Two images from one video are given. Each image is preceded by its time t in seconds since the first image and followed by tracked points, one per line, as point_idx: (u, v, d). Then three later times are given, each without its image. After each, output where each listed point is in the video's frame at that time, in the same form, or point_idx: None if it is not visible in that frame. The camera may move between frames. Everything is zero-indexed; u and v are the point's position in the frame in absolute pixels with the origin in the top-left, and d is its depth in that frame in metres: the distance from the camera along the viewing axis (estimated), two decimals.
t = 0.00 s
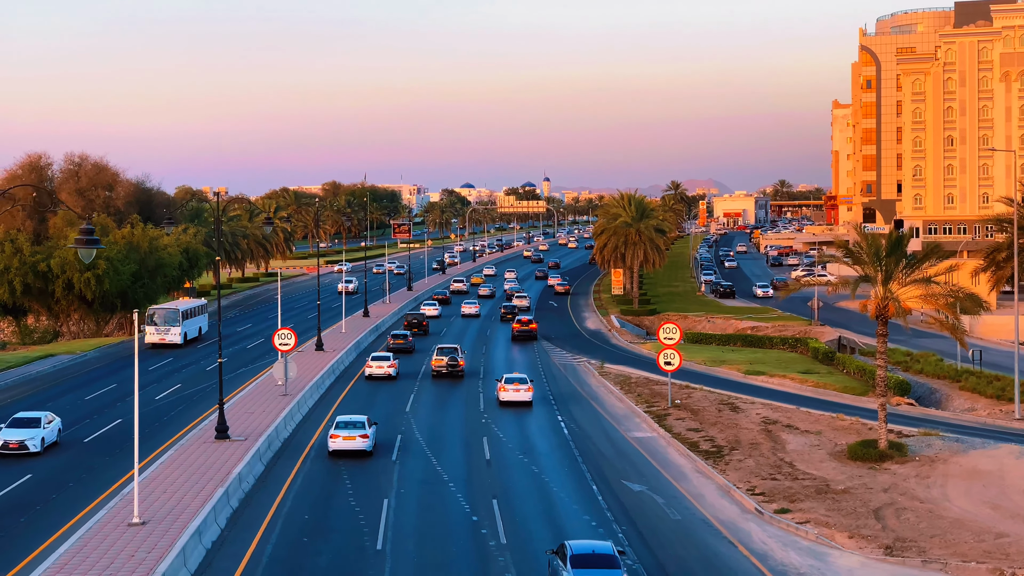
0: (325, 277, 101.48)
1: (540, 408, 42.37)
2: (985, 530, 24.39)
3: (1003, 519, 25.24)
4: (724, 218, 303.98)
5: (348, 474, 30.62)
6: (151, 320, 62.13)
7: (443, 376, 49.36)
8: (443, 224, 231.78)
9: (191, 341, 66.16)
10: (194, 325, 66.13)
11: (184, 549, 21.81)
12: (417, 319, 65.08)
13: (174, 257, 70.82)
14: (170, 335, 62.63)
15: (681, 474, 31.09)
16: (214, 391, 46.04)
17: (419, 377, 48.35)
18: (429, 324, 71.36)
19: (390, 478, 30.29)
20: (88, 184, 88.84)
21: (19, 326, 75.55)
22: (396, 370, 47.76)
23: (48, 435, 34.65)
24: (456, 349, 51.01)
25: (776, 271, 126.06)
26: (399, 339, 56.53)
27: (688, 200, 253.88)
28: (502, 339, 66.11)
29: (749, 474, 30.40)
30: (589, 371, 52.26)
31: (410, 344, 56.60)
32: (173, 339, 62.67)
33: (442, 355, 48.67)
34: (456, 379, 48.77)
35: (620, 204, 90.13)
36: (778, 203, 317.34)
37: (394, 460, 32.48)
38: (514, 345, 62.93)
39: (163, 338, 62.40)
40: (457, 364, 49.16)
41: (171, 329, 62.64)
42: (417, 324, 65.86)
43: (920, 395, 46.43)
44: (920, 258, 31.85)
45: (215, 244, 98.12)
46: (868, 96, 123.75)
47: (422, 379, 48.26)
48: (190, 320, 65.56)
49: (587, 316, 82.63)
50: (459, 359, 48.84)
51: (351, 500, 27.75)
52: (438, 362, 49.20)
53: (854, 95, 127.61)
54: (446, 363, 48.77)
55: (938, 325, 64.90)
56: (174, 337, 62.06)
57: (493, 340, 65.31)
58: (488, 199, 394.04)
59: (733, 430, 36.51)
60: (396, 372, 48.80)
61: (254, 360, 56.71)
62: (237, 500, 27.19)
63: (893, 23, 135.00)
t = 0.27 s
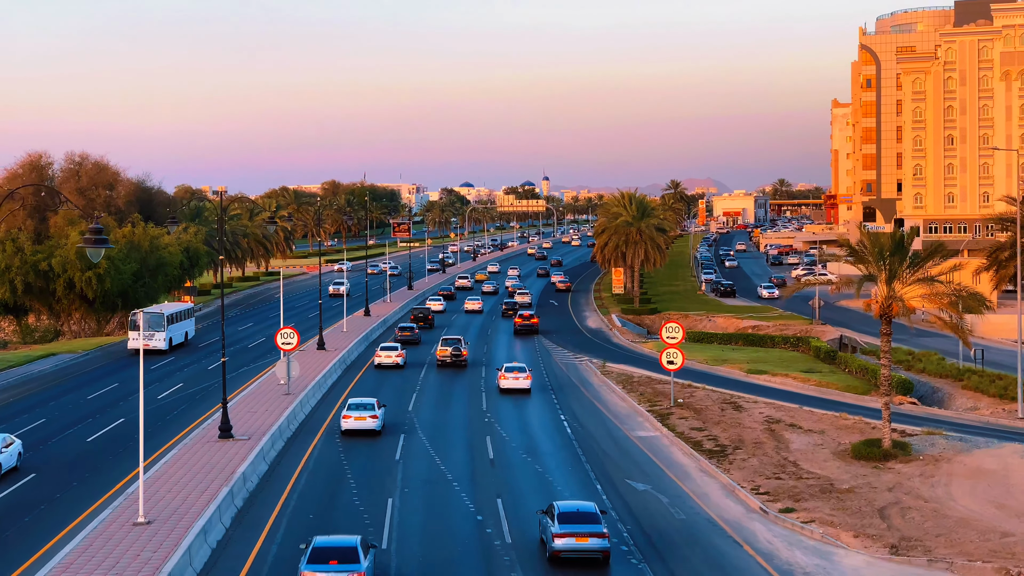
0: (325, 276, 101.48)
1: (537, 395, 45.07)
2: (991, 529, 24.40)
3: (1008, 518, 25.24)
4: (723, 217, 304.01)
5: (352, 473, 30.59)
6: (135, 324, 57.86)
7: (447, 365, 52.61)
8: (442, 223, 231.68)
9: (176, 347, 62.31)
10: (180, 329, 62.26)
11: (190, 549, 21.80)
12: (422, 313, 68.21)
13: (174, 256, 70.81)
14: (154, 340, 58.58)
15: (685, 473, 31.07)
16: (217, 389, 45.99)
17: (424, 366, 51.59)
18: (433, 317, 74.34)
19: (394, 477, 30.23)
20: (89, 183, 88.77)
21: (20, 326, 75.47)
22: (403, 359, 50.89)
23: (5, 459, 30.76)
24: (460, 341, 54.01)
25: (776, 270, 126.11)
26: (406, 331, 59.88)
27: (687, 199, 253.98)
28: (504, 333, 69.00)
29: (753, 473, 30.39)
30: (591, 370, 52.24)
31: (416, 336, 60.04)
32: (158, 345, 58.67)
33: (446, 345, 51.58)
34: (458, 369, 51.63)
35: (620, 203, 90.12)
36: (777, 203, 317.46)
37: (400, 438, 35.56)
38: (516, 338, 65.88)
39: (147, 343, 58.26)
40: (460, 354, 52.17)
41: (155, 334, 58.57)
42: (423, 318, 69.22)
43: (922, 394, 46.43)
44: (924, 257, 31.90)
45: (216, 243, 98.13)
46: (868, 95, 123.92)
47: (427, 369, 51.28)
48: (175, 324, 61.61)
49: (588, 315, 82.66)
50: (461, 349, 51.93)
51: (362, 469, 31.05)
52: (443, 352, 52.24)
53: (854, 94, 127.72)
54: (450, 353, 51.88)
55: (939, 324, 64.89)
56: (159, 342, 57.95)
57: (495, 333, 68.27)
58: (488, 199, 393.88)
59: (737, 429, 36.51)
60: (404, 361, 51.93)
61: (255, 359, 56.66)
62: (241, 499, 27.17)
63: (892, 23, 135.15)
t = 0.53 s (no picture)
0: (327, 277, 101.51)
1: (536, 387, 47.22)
2: (996, 530, 24.37)
3: (1014, 518, 25.22)
4: (724, 218, 303.94)
5: (357, 474, 30.60)
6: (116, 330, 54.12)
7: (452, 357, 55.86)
8: (443, 224, 231.65)
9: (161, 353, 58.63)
10: (167, 335, 58.39)
11: (196, 550, 21.77)
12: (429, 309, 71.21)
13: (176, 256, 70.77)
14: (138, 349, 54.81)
15: (690, 474, 31.05)
16: (220, 390, 45.99)
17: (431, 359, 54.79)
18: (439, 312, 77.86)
19: (399, 478, 30.26)
20: (90, 184, 88.77)
21: (22, 327, 75.45)
22: (411, 351, 54.18)
23: None
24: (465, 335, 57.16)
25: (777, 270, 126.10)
26: (413, 326, 63.28)
27: (688, 199, 253.95)
28: (508, 328, 71.98)
29: (758, 474, 30.35)
30: (594, 371, 52.20)
31: (423, 330, 63.44)
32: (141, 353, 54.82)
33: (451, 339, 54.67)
34: (463, 361, 54.68)
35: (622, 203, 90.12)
36: (778, 203, 317.36)
37: (410, 421, 38.79)
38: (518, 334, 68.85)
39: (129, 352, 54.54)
40: (465, 347, 55.19)
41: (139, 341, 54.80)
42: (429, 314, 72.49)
43: (925, 394, 46.41)
44: (928, 257, 31.93)
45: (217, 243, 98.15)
46: (869, 95, 123.93)
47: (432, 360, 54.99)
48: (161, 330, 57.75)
49: (590, 315, 82.68)
50: (466, 343, 55.00)
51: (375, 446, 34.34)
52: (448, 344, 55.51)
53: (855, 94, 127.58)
54: (455, 346, 55.08)
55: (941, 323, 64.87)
56: (143, 351, 54.08)
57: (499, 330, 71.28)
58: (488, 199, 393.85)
59: (740, 430, 36.49)
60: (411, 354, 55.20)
61: (258, 359, 56.66)
62: (246, 500, 27.17)
63: (893, 23, 135.09)
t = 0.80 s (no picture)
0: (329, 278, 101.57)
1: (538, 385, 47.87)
2: (1003, 531, 24.34)
3: (1021, 520, 25.18)
4: (725, 219, 303.86)
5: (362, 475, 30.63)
6: (96, 340, 51.20)
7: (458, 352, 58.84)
8: (444, 225, 231.67)
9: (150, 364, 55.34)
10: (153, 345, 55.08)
11: (203, 552, 21.77)
12: (435, 306, 73.99)
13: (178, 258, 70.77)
14: (122, 359, 51.41)
15: (695, 476, 31.02)
16: (224, 392, 46.04)
17: (438, 352, 57.70)
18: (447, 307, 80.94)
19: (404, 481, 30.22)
20: (92, 185, 88.85)
21: (25, 329, 75.49)
22: (419, 345, 57.17)
23: None
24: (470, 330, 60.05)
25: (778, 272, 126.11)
26: (421, 321, 66.42)
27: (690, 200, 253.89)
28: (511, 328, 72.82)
29: (763, 475, 30.33)
30: (598, 372, 52.14)
31: (430, 326, 66.61)
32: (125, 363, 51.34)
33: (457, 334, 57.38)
34: (469, 354, 57.42)
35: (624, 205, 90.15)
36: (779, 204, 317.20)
37: (417, 410, 41.09)
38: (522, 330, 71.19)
39: (112, 362, 51.27)
40: (470, 341, 57.94)
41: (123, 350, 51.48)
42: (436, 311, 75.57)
43: (929, 395, 46.41)
44: (933, 259, 31.86)
45: (220, 245, 98.22)
46: (871, 97, 123.95)
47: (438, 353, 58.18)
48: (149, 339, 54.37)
49: (592, 317, 82.72)
50: (470, 337, 57.76)
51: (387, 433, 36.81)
52: (454, 339, 58.46)
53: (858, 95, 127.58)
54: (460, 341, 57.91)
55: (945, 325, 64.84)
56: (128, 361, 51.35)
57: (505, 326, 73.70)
58: (489, 200, 393.89)
59: (746, 431, 36.47)
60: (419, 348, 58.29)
61: (261, 361, 56.70)
62: (252, 502, 27.13)
63: (895, 24, 135.08)
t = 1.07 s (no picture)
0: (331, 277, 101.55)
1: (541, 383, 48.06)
2: (1010, 530, 24.31)
3: None
4: (726, 218, 303.83)
5: (367, 474, 30.62)
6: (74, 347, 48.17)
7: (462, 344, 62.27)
8: (445, 224, 231.68)
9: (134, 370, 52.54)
10: (136, 350, 52.12)
11: (209, 551, 21.74)
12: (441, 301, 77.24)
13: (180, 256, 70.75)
14: (103, 366, 48.70)
15: (700, 475, 30.99)
16: (227, 391, 46.01)
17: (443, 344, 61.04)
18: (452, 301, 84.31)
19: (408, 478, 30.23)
20: (94, 184, 88.89)
21: (27, 328, 75.50)
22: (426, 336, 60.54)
23: None
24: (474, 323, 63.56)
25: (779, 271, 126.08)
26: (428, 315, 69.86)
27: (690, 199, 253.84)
28: (513, 327, 72.95)
29: (769, 475, 30.30)
30: (600, 371, 52.13)
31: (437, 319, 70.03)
32: (106, 371, 48.64)
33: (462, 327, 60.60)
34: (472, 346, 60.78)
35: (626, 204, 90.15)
36: (779, 202, 317.11)
37: (424, 395, 43.93)
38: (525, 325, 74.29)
39: (93, 370, 48.53)
40: (474, 334, 61.31)
41: (104, 357, 48.72)
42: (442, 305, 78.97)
43: (933, 395, 46.33)
44: (938, 258, 31.83)
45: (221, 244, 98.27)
46: (872, 95, 123.91)
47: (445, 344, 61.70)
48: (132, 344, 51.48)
49: (594, 316, 82.71)
50: (475, 330, 61.03)
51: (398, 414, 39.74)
52: (460, 332, 61.96)
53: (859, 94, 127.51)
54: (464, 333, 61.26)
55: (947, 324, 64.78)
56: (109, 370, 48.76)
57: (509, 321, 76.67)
58: (490, 199, 393.93)
59: (749, 431, 36.45)
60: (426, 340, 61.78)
61: (264, 359, 56.71)
62: (257, 501, 27.10)
63: (897, 23, 134.98)
